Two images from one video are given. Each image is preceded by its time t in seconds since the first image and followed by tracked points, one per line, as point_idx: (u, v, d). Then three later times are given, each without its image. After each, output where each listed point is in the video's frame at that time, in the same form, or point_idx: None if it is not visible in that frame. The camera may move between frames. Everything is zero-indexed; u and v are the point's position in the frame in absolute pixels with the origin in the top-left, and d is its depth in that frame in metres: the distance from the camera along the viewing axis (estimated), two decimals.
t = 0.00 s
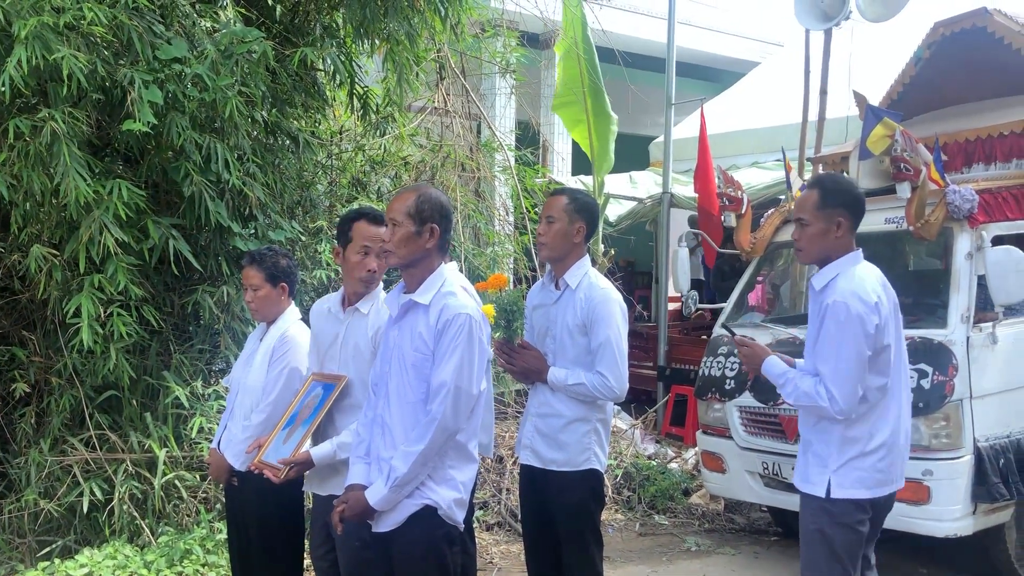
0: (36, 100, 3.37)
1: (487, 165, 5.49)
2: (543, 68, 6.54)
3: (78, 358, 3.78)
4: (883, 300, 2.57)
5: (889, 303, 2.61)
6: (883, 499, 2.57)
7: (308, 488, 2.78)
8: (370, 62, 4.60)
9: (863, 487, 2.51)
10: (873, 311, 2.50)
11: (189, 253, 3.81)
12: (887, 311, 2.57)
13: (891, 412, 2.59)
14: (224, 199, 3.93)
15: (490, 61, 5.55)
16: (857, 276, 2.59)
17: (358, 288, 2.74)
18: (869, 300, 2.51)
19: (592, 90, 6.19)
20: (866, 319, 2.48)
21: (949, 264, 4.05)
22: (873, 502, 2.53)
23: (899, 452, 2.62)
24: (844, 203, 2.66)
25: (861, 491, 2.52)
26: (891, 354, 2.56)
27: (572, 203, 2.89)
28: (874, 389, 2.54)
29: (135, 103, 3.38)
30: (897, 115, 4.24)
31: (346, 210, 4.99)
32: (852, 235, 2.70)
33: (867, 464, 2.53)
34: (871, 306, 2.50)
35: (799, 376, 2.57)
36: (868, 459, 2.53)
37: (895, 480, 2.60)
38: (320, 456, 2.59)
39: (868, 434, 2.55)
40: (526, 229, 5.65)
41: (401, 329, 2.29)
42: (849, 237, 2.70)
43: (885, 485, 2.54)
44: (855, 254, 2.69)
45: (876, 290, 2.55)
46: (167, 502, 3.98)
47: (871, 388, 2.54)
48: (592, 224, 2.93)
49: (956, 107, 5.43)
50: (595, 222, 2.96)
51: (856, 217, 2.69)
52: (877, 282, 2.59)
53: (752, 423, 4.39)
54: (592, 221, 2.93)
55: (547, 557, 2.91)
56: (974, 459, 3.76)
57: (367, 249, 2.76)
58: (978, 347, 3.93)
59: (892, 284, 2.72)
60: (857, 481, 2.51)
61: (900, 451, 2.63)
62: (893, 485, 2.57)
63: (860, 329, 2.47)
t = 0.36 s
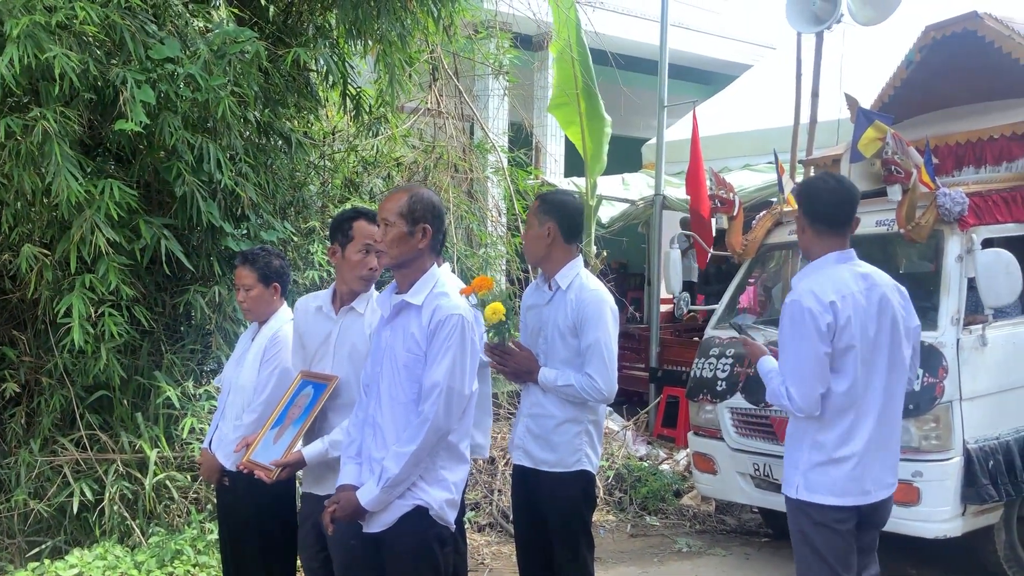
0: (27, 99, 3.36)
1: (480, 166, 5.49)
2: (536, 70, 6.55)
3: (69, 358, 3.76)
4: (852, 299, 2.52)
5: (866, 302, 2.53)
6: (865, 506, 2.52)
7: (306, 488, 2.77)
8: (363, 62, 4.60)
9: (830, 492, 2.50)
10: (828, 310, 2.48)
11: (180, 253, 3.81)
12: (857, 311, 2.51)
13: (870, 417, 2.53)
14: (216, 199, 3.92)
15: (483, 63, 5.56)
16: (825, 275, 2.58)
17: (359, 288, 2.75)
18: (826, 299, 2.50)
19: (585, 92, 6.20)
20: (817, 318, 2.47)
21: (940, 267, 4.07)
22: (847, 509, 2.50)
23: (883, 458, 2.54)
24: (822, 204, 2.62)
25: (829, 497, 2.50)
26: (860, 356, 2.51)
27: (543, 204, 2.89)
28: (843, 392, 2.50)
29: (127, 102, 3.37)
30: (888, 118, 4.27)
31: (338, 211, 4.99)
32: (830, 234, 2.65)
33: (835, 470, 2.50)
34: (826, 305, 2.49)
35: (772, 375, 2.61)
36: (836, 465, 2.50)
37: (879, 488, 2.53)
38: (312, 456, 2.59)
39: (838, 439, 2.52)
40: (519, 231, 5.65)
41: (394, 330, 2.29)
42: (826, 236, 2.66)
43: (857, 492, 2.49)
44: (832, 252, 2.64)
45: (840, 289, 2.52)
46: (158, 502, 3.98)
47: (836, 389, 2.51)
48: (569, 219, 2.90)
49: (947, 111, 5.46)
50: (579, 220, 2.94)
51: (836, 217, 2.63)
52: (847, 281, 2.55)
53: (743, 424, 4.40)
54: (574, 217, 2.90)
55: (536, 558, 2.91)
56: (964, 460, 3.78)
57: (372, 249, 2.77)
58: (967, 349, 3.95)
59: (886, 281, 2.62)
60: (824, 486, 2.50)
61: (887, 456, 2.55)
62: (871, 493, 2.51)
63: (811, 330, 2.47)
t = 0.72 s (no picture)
0: (15, 99, 3.34)
1: (470, 167, 5.50)
2: (527, 72, 6.56)
3: (56, 358, 3.74)
4: (815, 297, 2.58)
5: (835, 301, 2.56)
6: (836, 506, 2.51)
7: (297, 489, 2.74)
8: (353, 63, 4.60)
9: (788, 484, 2.57)
10: (780, 305, 2.62)
11: (169, 254, 3.79)
12: (819, 308, 2.57)
13: (836, 415, 2.53)
14: (205, 199, 3.92)
15: (474, 64, 5.56)
16: (799, 274, 2.67)
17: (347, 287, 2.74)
18: (783, 296, 2.63)
19: (575, 95, 6.22)
20: (767, 312, 2.62)
21: (927, 271, 4.09)
22: (808, 505, 2.53)
23: (855, 460, 2.50)
24: (822, 210, 2.66)
25: (786, 488, 2.58)
26: (820, 352, 2.55)
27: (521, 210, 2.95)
28: (802, 386, 2.57)
29: (116, 102, 3.36)
30: (876, 122, 4.30)
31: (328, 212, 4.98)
32: (830, 239, 2.67)
33: (791, 462, 2.57)
34: (780, 300, 2.62)
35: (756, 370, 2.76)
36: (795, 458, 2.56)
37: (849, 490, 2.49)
38: (302, 458, 2.58)
39: (799, 435, 2.57)
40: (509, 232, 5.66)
41: (382, 331, 2.29)
42: (827, 242, 2.68)
43: (815, 488, 2.51)
44: (826, 256, 2.67)
45: (802, 287, 2.61)
46: (146, 504, 3.97)
47: (792, 383, 2.59)
48: (541, 223, 2.93)
49: (936, 114, 5.51)
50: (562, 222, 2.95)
51: (834, 222, 2.65)
52: (816, 280, 2.62)
53: (732, 427, 4.42)
54: (551, 221, 2.92)
55: (524, 563, 2.89)
56: (950, 462, 3.80)
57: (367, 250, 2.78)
58: (954, 352, 3.97)
59: (875, 284, 2.59)
60: (782, 478, 2.59)
61: (863, 459, 2.50)
62: (836, 492, 2.49)
63: (762, 323, 2.63)
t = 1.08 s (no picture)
0: None
1: (458, 170, 5.51)
2: (515, 76, 6.57)
3: (41, 360, 3.71)
4: (767, 297, 2.66)
5: (785, 301, 2.62)
6: (786, 505, 2.53)
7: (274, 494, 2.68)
8: (341, 66, 4.59)
9: (739, 479, 2.65)
10: (735, 306, 2.73)
11: (155, 256, 3.77)
12: (770, 308, 2.64)
13: (783, 413, 2.57)
14: (192, 201, 3.90)
15: (462, 68, 5.57)
16: (764, 276, 2.75)
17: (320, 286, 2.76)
18: (739, 297, 2.74)
19: (563, 98, 6.24)
20: (723, 313, 2.75)
21: (912, 275, 4.11)
22: (757, 500, 2.59)
23: (798, 457, 2.52)
24: (795, 213, 2.70)
25: (740, 484, 2.65)
26: (765, 350, 2.63)
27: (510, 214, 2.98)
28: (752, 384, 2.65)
29: (102, 104, 3.34)
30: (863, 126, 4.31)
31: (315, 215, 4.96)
32: (799, 242, 2.71)
33: (743, 458, 2.65)
34: (736, 301, 2.73)
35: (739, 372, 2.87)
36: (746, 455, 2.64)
37: (792, 488, 2.51)
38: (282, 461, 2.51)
39: (749, 431, 2.65)
40: (497, 235, 5.67)
41: (366, 334, 2.28)
42: (794, 244, 2.73)
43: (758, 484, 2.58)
44: (791, 259, 2.72)
45: (758, 288, 2.70)
46: (130, 507, 3.95)
47: (744, 382, 2.69)
48: (528, 228, 2.94)
49: (919, 120, 5.52)
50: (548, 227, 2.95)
51: (806, 226, 2.69)
52: (774, 281, 2.68)
53: (718, 430, 4.43)
54: (537, 227, 2.93)
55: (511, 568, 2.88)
56: (935, 466, 3.81)
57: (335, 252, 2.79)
58: (939, 355, 3.99)
59: (835, 286, 2.59)
60: (737, 475, 2.67)
61: (807, 458, 2.50)
62: (779, 489, 2.53)
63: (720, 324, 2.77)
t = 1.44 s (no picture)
0: None
1: (452, 172, 5.52)
2: (509, 78, 6.58)
3: (34, 363, 3.69)
4: (712, 296, 2.73)
5: (727, 301, 2.68)
6: (730, 506, 2.58)
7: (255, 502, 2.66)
8: (335, 68, 4.59)
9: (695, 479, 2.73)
10: (688, 306, 2.83)
11: (148, 258, 3.76)
12: (714, 308, 2.71)
13: (723, 414, 2.63)
14: (185, 203, 3.90)
15: (457, 70, 5.58)
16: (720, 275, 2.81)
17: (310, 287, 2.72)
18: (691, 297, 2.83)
19: (558, 101, 6.24)
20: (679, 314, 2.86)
21: (906, 278, 4.13)
22: (707, 501, 2.66)
23: (735, 458, 2.57)
24: (756, 215, 2.71)
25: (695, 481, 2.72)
26: (706, 348, 2.71)
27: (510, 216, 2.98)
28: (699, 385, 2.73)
29: (95, 105, 3.33)
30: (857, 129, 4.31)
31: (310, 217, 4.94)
32: (757, 244, 2.73)
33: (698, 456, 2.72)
34: (689, 302, 2.83)
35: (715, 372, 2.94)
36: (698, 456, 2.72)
37: (731, 488, 2.57)
38: (254, 466, 2.46)
39: (700, 429, 2.72)
40: (492, 237, 5.67)
41: (358, 337, 2.28)
42: (754, 245, 2.73)
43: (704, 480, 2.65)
44: (745, 259, 2.74)
45: (706, 287, 2.78)
46: (123, 509, 3.94)
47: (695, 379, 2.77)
48: (524, 231, 2.94)
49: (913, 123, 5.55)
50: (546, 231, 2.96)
51: (762, 228, 2.70)
52: (722, 281, 2.74)
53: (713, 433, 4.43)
54: (531, 230, 2.93)
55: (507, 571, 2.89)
56: (928, 468, 3.83)
57: (321, 253, 2.75)
58: (933, 358, 4.01)
59: (776, 285, 2.61)
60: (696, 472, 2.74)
61: (742, 459, 2.55)
62: (721, 490, 2.59)
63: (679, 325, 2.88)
